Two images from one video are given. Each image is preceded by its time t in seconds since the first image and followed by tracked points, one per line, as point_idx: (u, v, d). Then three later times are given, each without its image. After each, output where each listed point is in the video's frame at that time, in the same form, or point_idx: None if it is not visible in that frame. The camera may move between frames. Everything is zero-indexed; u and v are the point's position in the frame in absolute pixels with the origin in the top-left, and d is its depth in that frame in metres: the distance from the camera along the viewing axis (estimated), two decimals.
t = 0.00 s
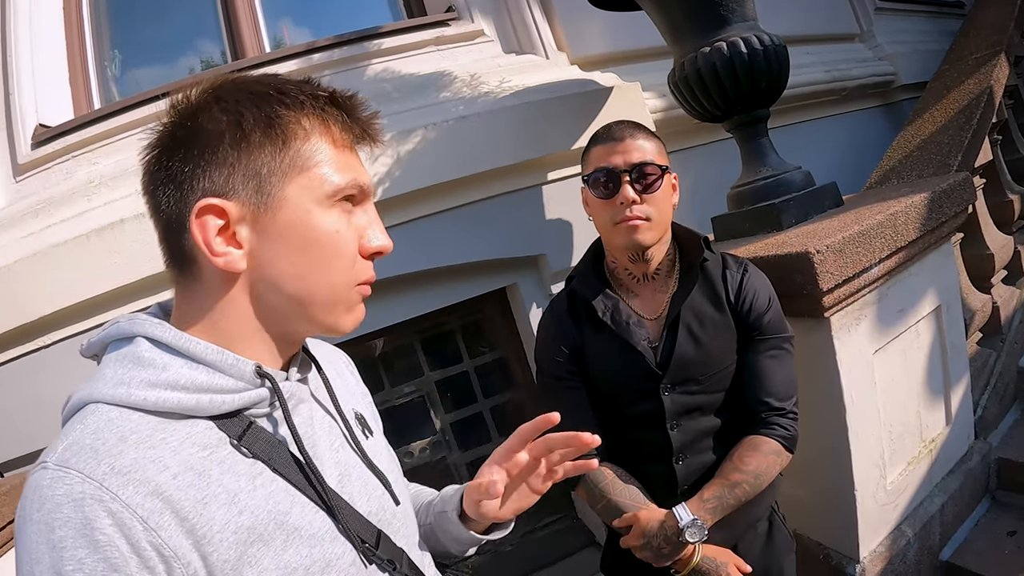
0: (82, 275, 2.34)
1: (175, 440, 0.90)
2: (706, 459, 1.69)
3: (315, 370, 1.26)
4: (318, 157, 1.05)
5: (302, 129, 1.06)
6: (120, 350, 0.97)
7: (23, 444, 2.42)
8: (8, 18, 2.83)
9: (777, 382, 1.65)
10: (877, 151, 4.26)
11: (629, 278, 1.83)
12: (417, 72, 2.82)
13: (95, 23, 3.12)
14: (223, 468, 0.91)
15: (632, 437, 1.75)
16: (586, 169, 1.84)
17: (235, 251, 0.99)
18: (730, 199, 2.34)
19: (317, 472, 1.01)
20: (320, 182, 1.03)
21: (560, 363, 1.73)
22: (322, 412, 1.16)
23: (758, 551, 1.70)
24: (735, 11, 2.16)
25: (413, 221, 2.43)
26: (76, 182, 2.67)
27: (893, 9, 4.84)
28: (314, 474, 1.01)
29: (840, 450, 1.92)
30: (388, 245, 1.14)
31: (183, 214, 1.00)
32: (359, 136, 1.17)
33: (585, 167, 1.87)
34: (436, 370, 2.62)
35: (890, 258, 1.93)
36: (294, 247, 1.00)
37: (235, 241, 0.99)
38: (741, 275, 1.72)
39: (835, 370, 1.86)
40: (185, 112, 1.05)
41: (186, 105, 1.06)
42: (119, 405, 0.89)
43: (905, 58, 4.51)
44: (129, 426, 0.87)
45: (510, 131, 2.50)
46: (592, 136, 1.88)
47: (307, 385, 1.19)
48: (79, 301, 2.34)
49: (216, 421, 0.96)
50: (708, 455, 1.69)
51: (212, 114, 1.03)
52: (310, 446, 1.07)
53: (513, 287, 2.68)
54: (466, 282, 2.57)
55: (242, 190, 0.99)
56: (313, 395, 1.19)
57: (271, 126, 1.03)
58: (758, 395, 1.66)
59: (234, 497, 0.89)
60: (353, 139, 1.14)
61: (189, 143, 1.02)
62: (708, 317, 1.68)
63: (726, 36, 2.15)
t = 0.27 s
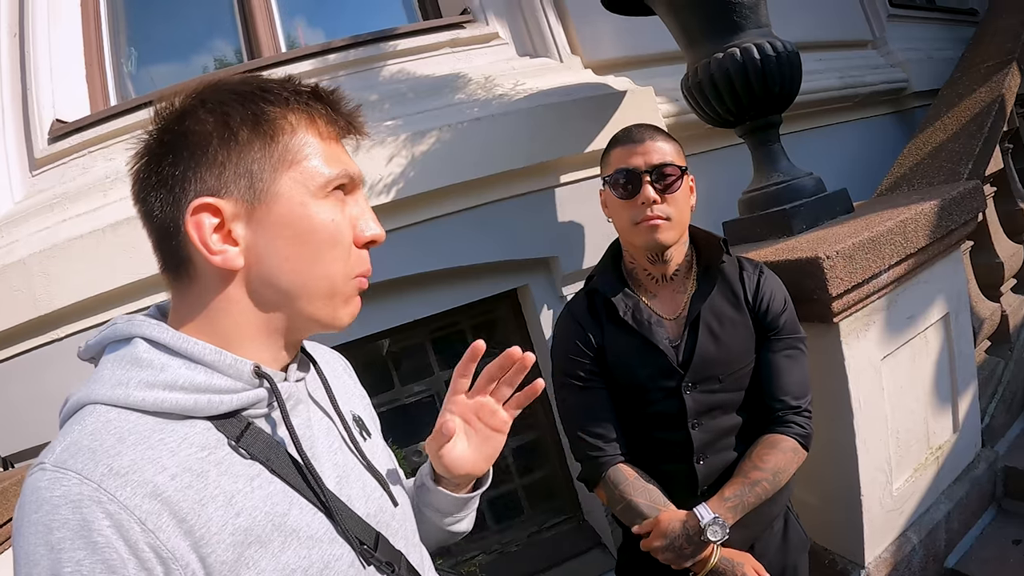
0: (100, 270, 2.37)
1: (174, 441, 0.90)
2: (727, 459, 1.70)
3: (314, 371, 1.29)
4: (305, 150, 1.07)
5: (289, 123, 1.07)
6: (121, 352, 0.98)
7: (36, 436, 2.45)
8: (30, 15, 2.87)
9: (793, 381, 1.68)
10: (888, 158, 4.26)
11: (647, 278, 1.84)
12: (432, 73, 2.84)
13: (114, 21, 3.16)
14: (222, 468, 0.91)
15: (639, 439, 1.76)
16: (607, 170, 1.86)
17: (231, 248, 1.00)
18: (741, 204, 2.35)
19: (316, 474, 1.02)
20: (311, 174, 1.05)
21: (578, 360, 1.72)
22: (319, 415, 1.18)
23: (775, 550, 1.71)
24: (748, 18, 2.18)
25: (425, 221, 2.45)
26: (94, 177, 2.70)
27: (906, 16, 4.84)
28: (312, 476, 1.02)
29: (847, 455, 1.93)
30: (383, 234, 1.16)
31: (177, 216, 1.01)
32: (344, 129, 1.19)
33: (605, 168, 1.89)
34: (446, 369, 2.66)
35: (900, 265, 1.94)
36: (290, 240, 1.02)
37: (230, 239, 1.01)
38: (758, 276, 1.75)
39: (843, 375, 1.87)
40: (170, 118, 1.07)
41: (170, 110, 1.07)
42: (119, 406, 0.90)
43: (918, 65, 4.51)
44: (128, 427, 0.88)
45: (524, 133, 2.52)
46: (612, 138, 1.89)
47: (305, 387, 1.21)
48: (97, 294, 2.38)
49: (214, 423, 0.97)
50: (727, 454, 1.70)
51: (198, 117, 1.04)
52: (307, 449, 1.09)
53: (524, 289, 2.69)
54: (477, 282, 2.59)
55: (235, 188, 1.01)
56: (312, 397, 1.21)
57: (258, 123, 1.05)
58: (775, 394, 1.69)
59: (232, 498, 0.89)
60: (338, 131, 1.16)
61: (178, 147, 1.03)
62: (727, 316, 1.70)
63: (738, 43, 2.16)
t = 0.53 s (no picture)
0: (104, 254, 2.37)
1: (171, 442, 0.90)
2: (738, 460, 1.70)
3: (312, 372, 1.28)
4: (310, 157, 1.05)
5: (294, 128, 1.06)
6: (119, 352, 0.98)
7: (37, 419, 2.45)
8: None
9: (804, 383, 1.69)
10: (894, 164, 4.25)
11: (660, 277, 1.83)
12: (441, 66, 2.83)
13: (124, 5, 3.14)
14: (218, 470, 0.91)
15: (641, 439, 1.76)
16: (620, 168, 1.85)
17: (231, 252, 0.99)
18: (748, 207, 2.35)
19: (312, 475, 1.01)
20: (315, 180, 1.04)
21: (591, 357, 1.72)
22: (317, 416, 1.17)
23: (780, 550, 1.72)
24: (761, 20, 2.17)
25: (431, 215, 2.45)
26: (101, 161, 2.69)
27: (917, 21, 4.83)
28: (309, 478, 1.01)
29: (846, 460, 1.93)
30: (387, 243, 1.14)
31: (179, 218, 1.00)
32: (352, 134, 1.17)
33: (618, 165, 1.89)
34: (448, 363, 2.65)
35: (906, 272, 1.94)
36: (291, 246, 1.00)
37: (231, 243, 0.99)
38: (771, 280, 1.75)
39: (845, 379, 1.87)
40: (176, 118, 1.06)
41: (176, 110, 1.06)
42: (116, 407, 0.90)
43: (927, 71, 4.49)
44: (125, 428, 0.88)
45: (533, 129, 2.51)
46: (626, 136, 1.89)
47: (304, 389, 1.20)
48: (102, 280, 2.38)
49: (212, 424, 0.97)
50: (739, 455, 1.71)
51: (203, 119, 1.03)
52: (305, 450, 1.08)
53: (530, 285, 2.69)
54: (481, 277, 2.59)
55: (237, 192, 1.00)
56: (309, 397, 1.20)
57: (263, 127, 1.03)
58: (785, 397, 1.69)
59: (229, 500, 0.89)
60: (345, 137, 1.14)
61: (182, 148, 1.02)
62: (742, 317, 1.70)
63: (750, 45, 2.16)
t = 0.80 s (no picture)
0: (95, 247, 2.34)
1: (172, 442, 0.89)
2: (733, 470, 1.70)
3: (311, 373, 1.27)
4: (298, 156, 1.02)
5: (283, 127, 1.03)
6: (118, 355, 0.96)
7: (23, 412, 2.42)
8: None
9: (802, 394, 1.69)
10: (888, 174, 4.28)
11: (660, 284, 1.83)
12: (439, 66, 2.82)
13: None
14: (219, 469, 0.90)
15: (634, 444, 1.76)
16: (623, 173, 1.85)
17: (219, 253, 0.98)
18: (744, 215, 2.35)
19: (312, 473, 1.00)
20: (303, 181, 1.01)
21: (590, 362, 1.71)
22: (316, 416, 1.16)
23: (773, 559, 1.71)
24: (762, 29, 2.17)
25: (428, 215, 2.44)
26: (94, 153, 2.66)
27: (914, 32, 4.86)
28: (310, 476, 1.00)
29: (837, 469, 1.93)
30: (382, 242, 1.11)
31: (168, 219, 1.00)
32: (346, 131, 1.13)
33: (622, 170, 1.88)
34: (439, 364, 2.65)
35: (901, 284, 1.94)
36: (279, 247, 0.99)
37: (218, 244, 0.98)
38: (772, 289, 1.74)
39: (838, 388, 1.87)
40: (168, 117, 1.04)
41: (169, 108, 1.05)
42: (117, 409, 0.89)
43: (923, 82, 4.52)
44: (126, 429, 0.87)
45: (530, 132, 2.50)
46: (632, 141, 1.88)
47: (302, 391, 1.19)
48: (94, 273, 2.35)
49: (212, 424, 0.95)
50: (734, 464, 1.70)
51: (191, 118, 1.01)
52: (305, 449, 1.07)
53: (523, 288, 2.68)
54: (476, 278, 2.58)
55: (224, 192, 0.98)
56: (309, 399, 1.19)
57: (250, 126, 1.01)
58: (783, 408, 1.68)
59: (230, 498, 0.88)
60: (339, 134, 1.10)
61: (172, 149, 1.01)
62: (743, 326, 1.69)
63: (751, 53, 2.16)
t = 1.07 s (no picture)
0: (58, 257, 2.26)
1: (172, 440, 0.85)
2: (711, 478, 1.68)
3: (309, 373, 1.22)
4: (302, 169, 0.97)
5: (288, 137, 0.98)
6: (119, 353, 0.92)
7: None
8: None
9: (784, 400, 1.67)
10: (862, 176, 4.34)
11: (640, 288, 1.81)
12: (411, 70, 2.78)
13: None
14: (221, 467, 0.87)
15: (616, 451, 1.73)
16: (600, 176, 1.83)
17: (216, 263, 0.94)
18: (720, 218, 2.34)
19: (313, 473, 0.97)
20: (303, 195, 0.96)
21: (567, 370, 1.68)
22: (315, 416, 1.12)
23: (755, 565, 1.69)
24: (736, 32, 2.18)
25: (403, 221, 2.39)
26: (57, 161, 2.58)
27: (884, 37, 4.94)
28: (309, 475, 0.97)
29: (820, 470, 1.92)
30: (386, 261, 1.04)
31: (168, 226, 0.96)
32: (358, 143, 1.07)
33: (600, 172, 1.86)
34: (414, 372, 2.59)
35: (879, 285, 1.95)
36: (275, 263, 0.94)
37: (216, 254, 0.94)
38: (755, 292, 1.72)
39: (819, 390, 1.87)
40: (175, 121, 1.01)
41: (179, 111, 1.02)
42: (117, 407, 0.85)
43: (894, 86, 4.60)
44: (127, 427, 0.83)
45: (505, 137, 2.48)
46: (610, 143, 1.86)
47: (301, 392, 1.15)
48: (59, 284, 2.27)
49: (213, 422, 0.92)
50: (713, 472, 1.68)
51: (195, 124, 0.97)
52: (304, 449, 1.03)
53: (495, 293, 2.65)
54: (454, 285, 2.54)
55: (222, 202, 0.94)
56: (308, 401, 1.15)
57: (254, 135, 0.97)
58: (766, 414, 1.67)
59: (232, 495, 0.85)
60: (349, 145, 1.04)
61: (176, 154, 0.97)
62: (724, 331, 1.67)
63: (726, 56, 2.16)
